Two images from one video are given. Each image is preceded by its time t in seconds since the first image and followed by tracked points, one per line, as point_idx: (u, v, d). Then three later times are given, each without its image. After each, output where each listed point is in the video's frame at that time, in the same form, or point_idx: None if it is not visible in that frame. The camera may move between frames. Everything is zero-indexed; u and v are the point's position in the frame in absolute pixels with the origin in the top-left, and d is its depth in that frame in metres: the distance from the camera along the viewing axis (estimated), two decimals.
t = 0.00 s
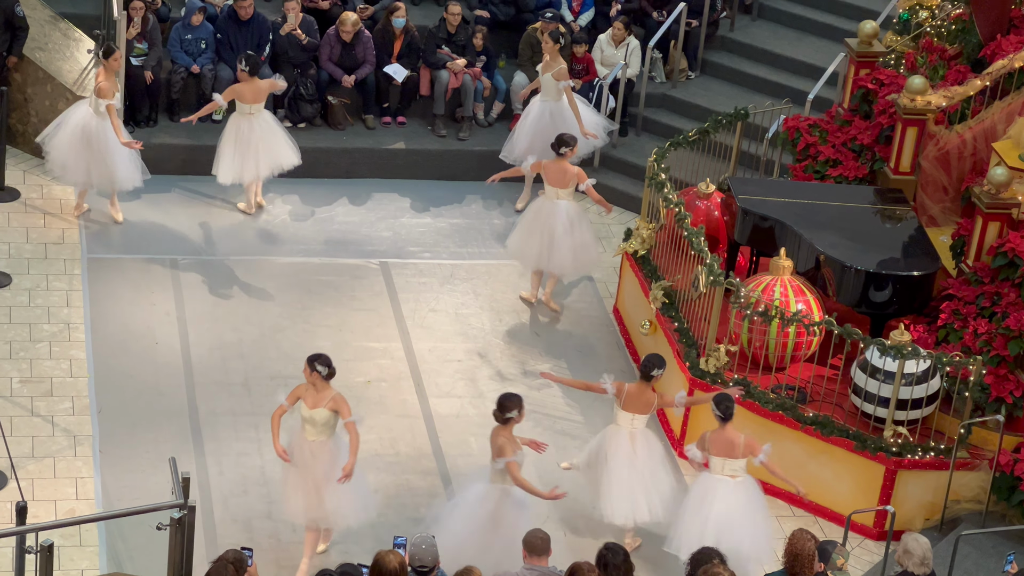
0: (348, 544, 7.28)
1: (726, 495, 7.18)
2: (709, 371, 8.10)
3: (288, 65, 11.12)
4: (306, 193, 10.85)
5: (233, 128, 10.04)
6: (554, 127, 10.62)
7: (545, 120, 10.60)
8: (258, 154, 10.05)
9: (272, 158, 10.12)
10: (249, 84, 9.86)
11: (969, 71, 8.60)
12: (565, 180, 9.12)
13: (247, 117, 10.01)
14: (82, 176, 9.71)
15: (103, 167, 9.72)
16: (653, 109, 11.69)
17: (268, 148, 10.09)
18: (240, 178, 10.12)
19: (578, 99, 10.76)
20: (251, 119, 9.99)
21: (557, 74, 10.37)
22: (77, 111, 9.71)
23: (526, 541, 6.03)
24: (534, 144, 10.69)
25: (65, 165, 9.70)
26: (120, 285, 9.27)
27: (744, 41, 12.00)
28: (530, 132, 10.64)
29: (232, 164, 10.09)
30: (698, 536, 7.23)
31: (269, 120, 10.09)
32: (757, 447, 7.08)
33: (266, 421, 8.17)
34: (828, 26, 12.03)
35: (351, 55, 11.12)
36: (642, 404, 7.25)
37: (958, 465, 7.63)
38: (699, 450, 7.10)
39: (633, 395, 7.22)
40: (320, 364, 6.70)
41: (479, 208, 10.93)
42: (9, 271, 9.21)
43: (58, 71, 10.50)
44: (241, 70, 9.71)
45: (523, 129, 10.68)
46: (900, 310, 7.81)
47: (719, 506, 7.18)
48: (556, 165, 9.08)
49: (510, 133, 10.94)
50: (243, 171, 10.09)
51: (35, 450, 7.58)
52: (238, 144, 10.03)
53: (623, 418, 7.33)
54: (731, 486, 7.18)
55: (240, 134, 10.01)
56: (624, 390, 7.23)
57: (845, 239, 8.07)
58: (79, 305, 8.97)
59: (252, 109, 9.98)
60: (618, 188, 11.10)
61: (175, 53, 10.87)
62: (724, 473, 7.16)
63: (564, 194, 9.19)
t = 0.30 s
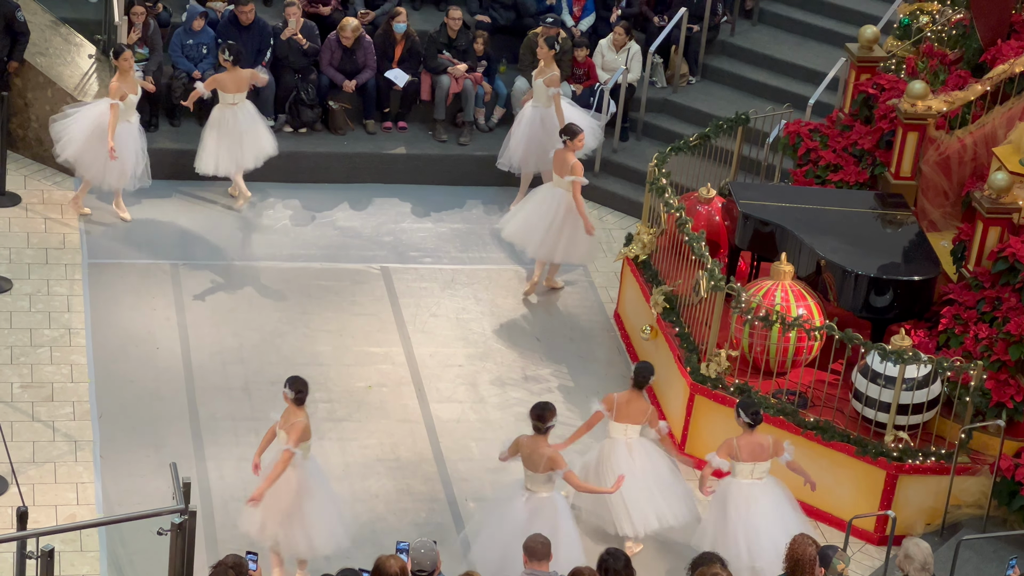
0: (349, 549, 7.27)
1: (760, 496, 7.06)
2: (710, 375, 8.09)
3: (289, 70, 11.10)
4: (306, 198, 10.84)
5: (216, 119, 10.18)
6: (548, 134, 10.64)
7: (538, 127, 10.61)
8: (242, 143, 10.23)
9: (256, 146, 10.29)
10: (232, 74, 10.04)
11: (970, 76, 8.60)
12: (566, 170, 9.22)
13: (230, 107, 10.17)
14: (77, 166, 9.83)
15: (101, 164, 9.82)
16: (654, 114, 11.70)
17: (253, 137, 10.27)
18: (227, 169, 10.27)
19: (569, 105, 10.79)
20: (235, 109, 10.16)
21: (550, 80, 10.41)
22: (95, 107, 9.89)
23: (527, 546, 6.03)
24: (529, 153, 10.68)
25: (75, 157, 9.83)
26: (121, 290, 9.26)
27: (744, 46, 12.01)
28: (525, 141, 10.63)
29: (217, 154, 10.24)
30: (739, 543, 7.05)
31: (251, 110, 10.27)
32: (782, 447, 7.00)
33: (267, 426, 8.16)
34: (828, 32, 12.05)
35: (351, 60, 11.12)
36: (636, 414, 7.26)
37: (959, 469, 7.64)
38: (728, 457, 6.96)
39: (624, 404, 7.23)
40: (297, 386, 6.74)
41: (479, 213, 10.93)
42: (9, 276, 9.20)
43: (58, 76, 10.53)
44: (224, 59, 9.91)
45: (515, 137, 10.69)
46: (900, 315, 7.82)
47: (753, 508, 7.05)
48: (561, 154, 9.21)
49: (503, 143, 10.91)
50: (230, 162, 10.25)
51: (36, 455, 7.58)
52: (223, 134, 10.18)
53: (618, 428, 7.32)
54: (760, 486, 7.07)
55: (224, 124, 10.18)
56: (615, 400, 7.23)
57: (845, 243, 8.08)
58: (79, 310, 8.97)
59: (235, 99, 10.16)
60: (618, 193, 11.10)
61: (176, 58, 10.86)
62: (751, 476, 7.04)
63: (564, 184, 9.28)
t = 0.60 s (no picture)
0: (349, 553, 7.25)
1: (783, 495, 6.95)
2: (709, 379, 8.08)
3: (289, 73, 11.15)
4: (306, 202, 10.85)
5: (195, 115, 10.24)
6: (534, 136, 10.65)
7: (523, 129, 10.65)
8: (223, 138, 10.32)
9: (235, 140, 10.39)
10: (211, 70, 10.11)
11: (969, 80, 8.61)
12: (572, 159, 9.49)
13: (210, 103, 10.23)
14: (87, 158, 9.90)
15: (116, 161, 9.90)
16: (654, 118, 11.70)
17: (231, 132, 10.34)
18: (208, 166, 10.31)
19: (553, 107, 10.84)
20: (213, 105, 10.23)
21: (537, 83, 10.48)
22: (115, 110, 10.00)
23: (527, 550, 6.03)
24: (518, 156, 10.70)
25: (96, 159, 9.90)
26: (121, 294, 9.27)
27: (744, 50, 12.01)
28: (512, 146, 10.67)
29: (197, 151, 10.26)
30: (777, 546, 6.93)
31: (229, 106, 10.35)
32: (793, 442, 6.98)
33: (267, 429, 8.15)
34: (828, 35, 12.05)
35: (351, 64, 11.13)
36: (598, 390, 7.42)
37: (958, 473, 7.63)
38: (754, 465, 6.81)
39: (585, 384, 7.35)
40: (271, 404, 6.61)
41: (479, 217, 10.93)
42: (9, 280, 9.21)
43: (58, 80, 10.53)
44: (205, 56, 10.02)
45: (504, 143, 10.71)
46: (900, 319, 7.81)
47: (781, 506, 6.94)
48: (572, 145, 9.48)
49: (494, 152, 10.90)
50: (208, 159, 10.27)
51: (35, 459, 7.58)
52: (200, 130, 10.23)
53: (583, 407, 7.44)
54: (782, 486, 6.96)
55: (205, 121, 10.22)
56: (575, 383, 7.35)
57: (845, 247, 8.08)
58: (79, 314, 8.97)
59: (216, 94, 10.23)
60: (618, 197, 11.10)
61: (176, 62, 10.83)
62: (772, 479, 6.91)
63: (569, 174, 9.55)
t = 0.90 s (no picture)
0: (348, 557, 7.23)
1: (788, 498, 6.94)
2: (708, 383, 8.06)
3: (288, 77, 11.13)
4: (304, 206, 10.85)
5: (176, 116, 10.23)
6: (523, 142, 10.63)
7: (514, 133, 10.63)
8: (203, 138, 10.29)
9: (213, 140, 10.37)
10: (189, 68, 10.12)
11: (967, 82, 8.58)
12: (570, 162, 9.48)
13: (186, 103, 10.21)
14: (110, 166, 9.94)
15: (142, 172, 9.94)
16: (652, 121, 11.72)
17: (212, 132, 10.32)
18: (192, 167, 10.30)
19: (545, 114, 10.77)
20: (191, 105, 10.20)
21: (529, 89, 10.37)
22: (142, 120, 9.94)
23: (526, 554, 6.02)
24: (507, 160, 10.69)
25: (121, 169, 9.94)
26: (119, 297, 9.26)
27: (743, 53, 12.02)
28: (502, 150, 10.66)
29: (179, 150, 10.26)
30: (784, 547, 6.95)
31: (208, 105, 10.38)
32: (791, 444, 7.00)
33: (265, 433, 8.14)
34: (826, 39, 12.06)
35: (349, 67, 11.14)
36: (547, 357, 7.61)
37: (956, 476, 7.65)
38: (759, 470, 6.83)
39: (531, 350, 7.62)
40: (251, 426, 6.57)
41: (478, 220, 10.93)
42: (7, 283, 9.20)
43: (57, 84, 10.54)
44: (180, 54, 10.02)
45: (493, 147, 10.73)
46: (899, 322, 7.80)
47: (781, 508, 6.94)
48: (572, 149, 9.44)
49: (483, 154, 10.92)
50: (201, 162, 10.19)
51: (34, 463, 7.57)
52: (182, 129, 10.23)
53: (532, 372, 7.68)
54: (786, 488, 6.96)
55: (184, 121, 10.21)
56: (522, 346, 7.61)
57: (843, 250, 8.09)
58: (77, 318, 8.97)
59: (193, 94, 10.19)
60: (617, 200, 11.10)
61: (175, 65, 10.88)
62: (773, 481, 6.92)
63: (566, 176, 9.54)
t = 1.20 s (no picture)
0: (345, 560, 7.22)
1: (771, 497, 6.94)
2: (706, 385, 8.07)
3: (285, 80, 11.13)
4: (302, 208, 10.84)
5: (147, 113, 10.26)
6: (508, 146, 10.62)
7: (503, 139, 10.60)
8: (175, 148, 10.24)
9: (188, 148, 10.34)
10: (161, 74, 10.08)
11: (964, 85, 8.60)
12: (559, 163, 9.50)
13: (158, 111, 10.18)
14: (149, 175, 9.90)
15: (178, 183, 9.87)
16: (649, 124, 11.72)
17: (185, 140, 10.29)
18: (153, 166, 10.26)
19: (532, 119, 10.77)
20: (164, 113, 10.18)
21: (518, 93, 10.38)
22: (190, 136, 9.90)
23: (523, 556, 6.01)
24: (491, 163, 10.66)
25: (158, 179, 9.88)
26: (116, 300, 9.26)
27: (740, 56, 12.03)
28: (485, 151, 10.65)
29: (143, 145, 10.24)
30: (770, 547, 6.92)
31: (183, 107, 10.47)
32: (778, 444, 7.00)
33: (263, 435, 8.14)
34: (823, 41, 12.07)
35: (347, 70, 11.14)
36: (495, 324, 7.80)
37: (954, 479, 7.62)
38: (742, 468, 6.83)
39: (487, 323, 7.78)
40: (236, 438, 6.55)
41: (475, 223, 10.93)
42: (4, 286, 9.20)
43: (54, 87, 10.53)
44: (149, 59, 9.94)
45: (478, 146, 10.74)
46: (896, 325, 7.81)
47: (769, 507, 6.93)
48: (560, 150, 9.47)
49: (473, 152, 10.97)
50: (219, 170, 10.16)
51: (31, 466, 7.57)
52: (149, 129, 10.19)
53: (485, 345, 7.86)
54: (769, 487, 6.96)
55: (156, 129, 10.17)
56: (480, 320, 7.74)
57: (841, 252, 8.09)
58: (74, 321, 8.96)
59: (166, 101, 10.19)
60: (614, 203, 11.09)
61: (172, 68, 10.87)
62: (757, 480, 6.93)
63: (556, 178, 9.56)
